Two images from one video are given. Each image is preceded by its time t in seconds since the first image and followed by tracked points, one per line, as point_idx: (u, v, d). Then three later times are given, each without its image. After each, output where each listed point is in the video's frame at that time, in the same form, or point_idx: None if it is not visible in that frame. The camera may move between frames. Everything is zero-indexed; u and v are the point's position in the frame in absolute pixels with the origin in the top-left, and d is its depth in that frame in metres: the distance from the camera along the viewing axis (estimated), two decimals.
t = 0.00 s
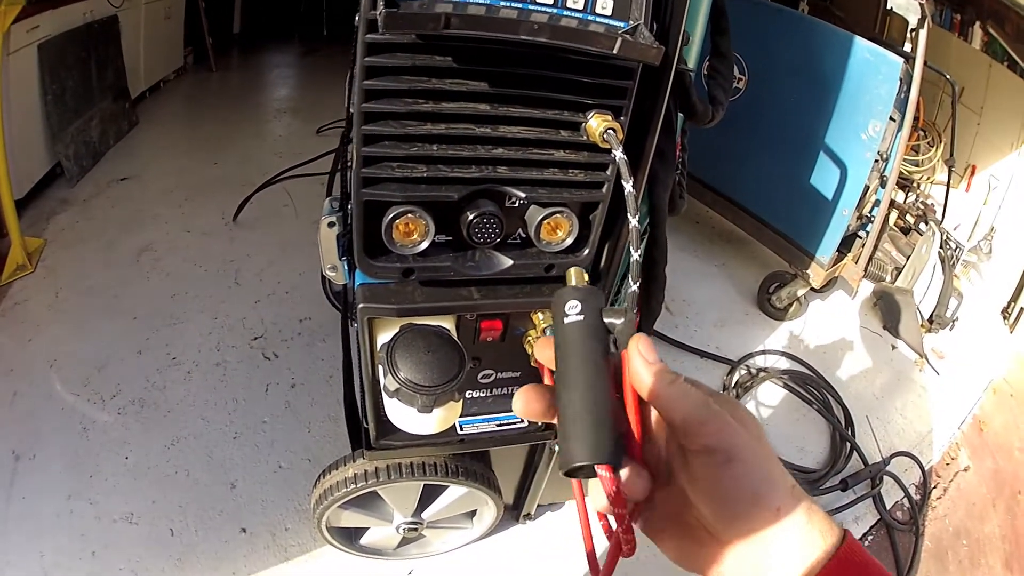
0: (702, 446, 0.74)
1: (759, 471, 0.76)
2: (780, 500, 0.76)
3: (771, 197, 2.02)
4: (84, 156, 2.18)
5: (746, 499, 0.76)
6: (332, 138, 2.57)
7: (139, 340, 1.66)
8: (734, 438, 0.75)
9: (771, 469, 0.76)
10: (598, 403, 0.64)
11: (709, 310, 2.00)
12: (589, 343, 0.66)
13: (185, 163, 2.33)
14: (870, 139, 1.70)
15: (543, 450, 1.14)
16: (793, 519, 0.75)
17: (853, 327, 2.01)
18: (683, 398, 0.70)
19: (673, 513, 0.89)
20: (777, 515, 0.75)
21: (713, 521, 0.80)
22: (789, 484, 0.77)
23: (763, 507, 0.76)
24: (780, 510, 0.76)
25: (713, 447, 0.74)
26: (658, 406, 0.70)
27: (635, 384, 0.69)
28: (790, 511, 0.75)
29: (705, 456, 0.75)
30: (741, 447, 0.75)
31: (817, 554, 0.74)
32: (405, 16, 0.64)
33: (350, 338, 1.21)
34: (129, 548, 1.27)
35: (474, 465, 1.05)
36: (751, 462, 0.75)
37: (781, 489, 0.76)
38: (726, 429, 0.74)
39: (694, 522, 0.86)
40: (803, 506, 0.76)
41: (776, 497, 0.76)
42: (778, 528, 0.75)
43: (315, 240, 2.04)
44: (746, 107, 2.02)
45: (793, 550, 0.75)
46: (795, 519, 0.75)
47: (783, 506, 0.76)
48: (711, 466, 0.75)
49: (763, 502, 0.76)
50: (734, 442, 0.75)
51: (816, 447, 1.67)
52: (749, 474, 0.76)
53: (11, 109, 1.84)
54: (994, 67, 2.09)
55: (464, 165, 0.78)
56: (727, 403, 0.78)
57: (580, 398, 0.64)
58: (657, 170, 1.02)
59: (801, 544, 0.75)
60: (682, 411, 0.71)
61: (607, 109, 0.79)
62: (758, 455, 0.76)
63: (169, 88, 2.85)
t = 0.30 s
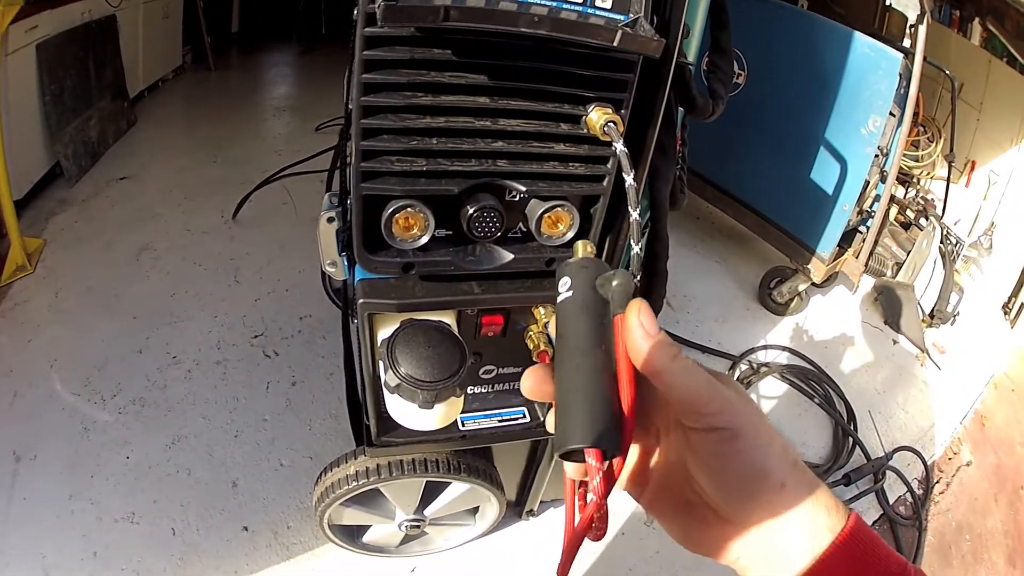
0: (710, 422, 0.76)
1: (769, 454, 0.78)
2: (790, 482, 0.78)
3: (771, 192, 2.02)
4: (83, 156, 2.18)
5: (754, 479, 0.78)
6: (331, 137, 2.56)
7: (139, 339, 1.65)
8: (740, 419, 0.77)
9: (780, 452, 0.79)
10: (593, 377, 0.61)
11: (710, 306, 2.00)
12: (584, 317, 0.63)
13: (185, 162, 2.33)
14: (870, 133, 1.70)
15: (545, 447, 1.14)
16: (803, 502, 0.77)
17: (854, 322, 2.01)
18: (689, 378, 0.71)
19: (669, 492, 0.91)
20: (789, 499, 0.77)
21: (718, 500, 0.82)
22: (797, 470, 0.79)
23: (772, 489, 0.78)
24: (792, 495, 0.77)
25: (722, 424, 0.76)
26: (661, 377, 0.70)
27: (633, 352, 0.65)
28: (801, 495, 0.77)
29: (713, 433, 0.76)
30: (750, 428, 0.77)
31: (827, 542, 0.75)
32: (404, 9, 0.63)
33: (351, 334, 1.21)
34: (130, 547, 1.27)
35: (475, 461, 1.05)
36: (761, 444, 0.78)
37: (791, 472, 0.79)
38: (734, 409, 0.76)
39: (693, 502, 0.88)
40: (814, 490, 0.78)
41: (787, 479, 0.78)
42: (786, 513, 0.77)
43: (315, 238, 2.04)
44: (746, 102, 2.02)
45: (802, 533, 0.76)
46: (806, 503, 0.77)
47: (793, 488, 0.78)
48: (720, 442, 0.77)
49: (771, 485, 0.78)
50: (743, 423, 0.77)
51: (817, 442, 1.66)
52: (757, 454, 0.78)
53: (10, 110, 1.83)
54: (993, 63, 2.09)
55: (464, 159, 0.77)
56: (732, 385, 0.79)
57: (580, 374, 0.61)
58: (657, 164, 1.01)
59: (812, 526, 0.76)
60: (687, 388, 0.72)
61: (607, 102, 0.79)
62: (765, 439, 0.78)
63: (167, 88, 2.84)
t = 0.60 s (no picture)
0: (729, 391, 0.75)
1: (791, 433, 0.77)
2: (807, 465, 0.78)
3: (771, 188, 2.02)
4: (82, 158, 2.17)
5: (773, 462, 0.76)
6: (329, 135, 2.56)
7: (139, 339, 1.65)
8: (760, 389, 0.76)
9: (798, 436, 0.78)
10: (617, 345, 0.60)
11: (710, 302, 1.99)
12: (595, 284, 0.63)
13: (183, 162, 2.33)
14: (869, 128, 1.70)
15: (544, 443, 1.14)
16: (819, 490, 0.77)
17: (854, 317, 2.01)
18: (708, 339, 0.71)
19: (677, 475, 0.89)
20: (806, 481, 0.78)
21: (734, 482, 0.81)
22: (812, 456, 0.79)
23: (791, 471, 0.77)
24: (808, 481, 0.77)
25: (742, 392, 0.75)
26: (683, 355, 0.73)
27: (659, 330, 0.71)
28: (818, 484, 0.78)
29: (734, 406, 0.75)
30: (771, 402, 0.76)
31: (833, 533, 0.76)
32: (398, 3, 0.63)
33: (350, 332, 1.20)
34: (131, 548, 1.27)
35: (474, 459, 1.05)
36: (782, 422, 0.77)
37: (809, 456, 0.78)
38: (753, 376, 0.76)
39: (702, 487, 0.87)
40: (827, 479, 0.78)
41: (804, 462, 0.78)
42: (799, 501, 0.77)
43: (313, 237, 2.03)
44: (745, 98, 2.01)
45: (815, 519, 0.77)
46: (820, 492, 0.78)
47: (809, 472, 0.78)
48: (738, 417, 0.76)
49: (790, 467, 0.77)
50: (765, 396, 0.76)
51: (818, 438, 1.66)
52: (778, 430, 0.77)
53: (8, 112, 1.83)
54: (992, 58, 2.06)
55: (461, 154, 0.77)
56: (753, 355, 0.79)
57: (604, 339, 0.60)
58: (654, 158, 1.01)
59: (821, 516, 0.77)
60: (708, 352, 0.72)
61: (604, 96, 0.79)
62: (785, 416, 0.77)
63: (166, 88, 2.84)
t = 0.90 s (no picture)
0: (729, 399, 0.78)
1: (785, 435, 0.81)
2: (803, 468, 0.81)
3: (771, 187, 2.02)
4: (82, 158, 2.17)
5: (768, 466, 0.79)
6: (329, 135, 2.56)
7: (139, 339, 1.65)
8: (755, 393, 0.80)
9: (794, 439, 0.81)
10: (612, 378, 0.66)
11: (710, 301, 1.99)
12: (585, 323, 0.68)
13: (183, 162, 2.32)
14: (869, 126, 1.69)
15: (544, 443, 1.14)
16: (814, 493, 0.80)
17: (854, 316, 2.01)
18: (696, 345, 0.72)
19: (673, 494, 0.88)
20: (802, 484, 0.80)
21: (729, 490, 0.83)
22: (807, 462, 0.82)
23: (788, 470, 0.80)
24: (801, 484, 0.80)
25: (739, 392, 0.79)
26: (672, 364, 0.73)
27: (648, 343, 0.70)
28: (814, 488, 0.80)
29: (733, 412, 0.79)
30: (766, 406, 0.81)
31: (823, 537, 0.78)
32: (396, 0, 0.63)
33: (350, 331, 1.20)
34: (131, 548, 1.27)
35: (474, 457, 1.05)
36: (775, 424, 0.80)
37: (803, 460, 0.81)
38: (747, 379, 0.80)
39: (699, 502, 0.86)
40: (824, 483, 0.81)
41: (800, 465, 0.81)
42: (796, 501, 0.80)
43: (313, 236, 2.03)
44: (745, 97, 2.01)
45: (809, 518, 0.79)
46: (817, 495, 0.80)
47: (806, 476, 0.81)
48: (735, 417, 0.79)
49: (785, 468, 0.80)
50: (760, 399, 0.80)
51: (819, 437, 1.66)
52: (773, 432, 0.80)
53: (8, 112, 1.83)
54: (992, 56, 2.05)
55: (460, 152, 0.77)
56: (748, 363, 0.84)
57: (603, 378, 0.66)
58: (653, 155, 1.01)
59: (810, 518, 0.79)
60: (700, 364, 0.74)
61: (603, 93, 0.79)
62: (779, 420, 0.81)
63: (166, 88, 2.84)
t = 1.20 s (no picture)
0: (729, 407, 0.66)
1: (779, 436, 0.68)
2: (805, 474, 0.68)
3: (771, 188, 2.02)
4: (83, 160, 2.18)
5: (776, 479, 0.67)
6: (330, 137, 2.56)
7: (140, 341, 1.65)
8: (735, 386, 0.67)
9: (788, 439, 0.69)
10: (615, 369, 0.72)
11: (710, 302, 2.00)
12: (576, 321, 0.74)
13: (183, 163, 2.33)
14: (869, 128, 1.70)
15: (544, 445, 1.14)
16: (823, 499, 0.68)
17: (854, 317, 2.01)
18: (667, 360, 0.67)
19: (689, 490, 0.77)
20: (804, 493, 0.68)
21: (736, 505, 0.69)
22: (808, 463, 0.69)
23: (783, 483, 0.67)
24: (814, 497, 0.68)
25: (710, 391, 0.66)
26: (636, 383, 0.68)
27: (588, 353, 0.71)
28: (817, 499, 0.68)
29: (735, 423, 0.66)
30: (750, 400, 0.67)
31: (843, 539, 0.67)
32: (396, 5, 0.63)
33: (350, 333, 1.20)
34: (132, 549, 1.27)
35: (474, 459, 1.05)
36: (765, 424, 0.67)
37: (804, 464, 0.68)
38: (722, 369, 0.67)
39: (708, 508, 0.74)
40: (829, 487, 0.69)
41: (800, 470, 0.68)
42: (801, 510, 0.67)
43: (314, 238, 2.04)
44: (745, 99, 2.01)
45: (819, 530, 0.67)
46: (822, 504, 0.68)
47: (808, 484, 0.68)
48: (710, 427, 0.65)
49: (781, 478, 0.67)
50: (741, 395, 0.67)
51: (819, 438, 1.66)
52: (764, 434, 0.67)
53: (9, 114, 1.83)
54: (992, 58, 2.05)
55: (460, 155, 0.77)
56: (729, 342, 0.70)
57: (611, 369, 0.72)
58: (653, 156, 1.01)
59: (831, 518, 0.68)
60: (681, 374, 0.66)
61: (603, 97, 0.79)
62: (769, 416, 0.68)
63: (166, 90, 2.84)
